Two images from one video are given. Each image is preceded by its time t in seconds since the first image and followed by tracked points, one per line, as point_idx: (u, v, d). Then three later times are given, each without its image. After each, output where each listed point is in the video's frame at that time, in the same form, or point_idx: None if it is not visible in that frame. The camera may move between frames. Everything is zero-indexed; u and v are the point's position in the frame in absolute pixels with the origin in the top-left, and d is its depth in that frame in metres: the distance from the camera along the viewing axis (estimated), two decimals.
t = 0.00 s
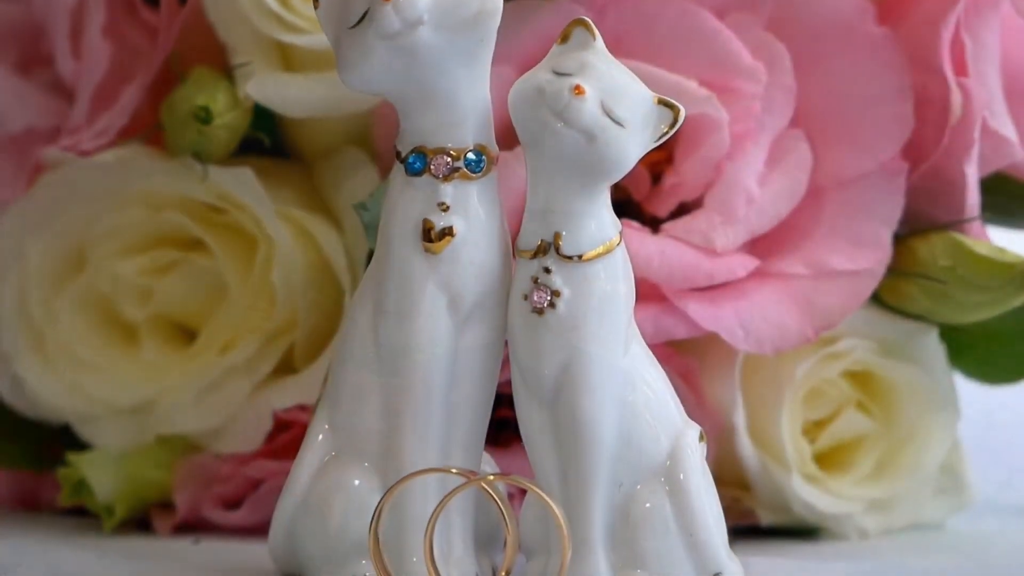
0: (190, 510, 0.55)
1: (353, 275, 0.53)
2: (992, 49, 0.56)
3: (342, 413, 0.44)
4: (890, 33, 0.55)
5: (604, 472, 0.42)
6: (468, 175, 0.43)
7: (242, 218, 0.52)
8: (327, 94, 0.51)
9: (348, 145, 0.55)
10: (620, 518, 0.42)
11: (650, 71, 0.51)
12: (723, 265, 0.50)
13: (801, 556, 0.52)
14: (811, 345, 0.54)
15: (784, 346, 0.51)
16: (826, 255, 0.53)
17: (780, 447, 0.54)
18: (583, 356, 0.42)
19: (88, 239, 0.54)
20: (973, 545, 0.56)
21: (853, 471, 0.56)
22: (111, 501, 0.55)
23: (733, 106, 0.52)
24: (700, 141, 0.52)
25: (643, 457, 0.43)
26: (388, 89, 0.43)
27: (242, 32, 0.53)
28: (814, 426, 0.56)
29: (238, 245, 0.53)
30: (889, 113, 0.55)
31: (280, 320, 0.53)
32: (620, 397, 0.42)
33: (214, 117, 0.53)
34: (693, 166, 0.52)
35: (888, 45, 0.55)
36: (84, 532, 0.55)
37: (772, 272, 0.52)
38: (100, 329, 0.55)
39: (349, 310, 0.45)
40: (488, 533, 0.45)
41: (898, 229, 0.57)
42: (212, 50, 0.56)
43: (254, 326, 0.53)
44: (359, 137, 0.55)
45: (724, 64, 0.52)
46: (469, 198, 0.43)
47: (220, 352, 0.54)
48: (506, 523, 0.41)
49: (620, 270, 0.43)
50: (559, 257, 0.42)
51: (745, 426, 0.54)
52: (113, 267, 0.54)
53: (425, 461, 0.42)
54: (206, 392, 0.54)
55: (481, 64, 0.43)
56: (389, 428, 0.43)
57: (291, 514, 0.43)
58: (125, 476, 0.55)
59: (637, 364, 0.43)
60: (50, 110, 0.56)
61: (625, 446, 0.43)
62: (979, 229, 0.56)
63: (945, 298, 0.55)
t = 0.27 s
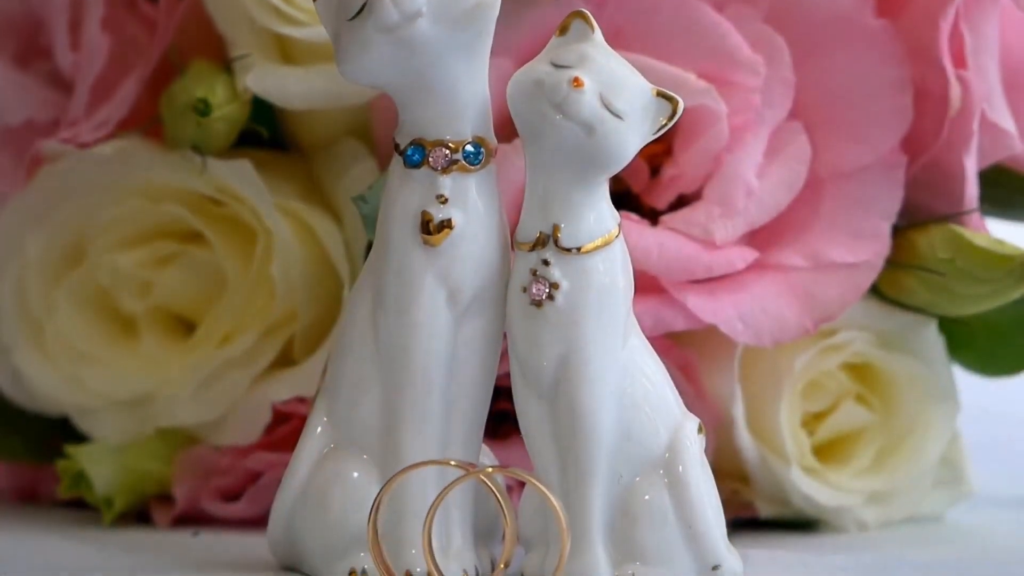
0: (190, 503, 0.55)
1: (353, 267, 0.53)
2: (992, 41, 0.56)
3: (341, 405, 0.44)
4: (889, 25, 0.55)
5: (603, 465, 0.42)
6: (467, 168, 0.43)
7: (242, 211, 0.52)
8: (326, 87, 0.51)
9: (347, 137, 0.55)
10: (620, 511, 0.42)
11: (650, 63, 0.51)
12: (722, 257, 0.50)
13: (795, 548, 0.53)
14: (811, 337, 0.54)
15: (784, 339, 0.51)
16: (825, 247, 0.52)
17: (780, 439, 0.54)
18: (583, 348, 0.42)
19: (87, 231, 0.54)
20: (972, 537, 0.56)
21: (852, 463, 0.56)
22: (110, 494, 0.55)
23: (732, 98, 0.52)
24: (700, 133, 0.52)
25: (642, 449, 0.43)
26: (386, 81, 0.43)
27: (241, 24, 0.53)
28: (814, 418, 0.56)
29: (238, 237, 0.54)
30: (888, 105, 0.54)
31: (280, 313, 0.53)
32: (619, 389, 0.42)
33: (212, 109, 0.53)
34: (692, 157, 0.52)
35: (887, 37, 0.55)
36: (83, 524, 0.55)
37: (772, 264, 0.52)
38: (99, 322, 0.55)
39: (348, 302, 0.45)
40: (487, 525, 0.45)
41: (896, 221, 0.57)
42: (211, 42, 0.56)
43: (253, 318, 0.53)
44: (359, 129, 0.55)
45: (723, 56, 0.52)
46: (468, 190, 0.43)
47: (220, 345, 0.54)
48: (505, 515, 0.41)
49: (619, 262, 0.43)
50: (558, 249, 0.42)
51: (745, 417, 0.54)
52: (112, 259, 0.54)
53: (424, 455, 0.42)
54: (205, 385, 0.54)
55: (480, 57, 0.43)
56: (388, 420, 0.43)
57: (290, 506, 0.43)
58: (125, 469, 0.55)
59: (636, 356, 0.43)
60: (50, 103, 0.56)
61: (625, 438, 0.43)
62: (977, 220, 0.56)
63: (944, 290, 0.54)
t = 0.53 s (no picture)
0: (190, 495, 0.55)
1: (354, 260, 0.53)
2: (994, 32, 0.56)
3: (342, 397, 0.44)
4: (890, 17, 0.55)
5: (604, 456, 0.42)
6: (468, 160, 0.43)
7: (243, 203, 0.52)
8: (327, 80, 0.51)
9: (348, 129, 0.55)
10: (620, 503, 0.42)
11: (651, 55, 0.51)
12: (723, 249, 0.50)
13: (795, 539, 0.53)
14: (812, 329, 0.54)
15: (784, 331, 0.51)
16: (826, 239, 0.52)
17: (780, 431, 0.54)
18: (583, 340, 0.42)
19: (87, 223, 0.54)
20: (972, 529, 0.56)
21: (853, 454, 0.56)
22: (111, 486, 0.55)
23: (733, 90, 0.52)
24: (700, 125, 0.52)
25: (643, 441, 0.43)
26: (386, 73, 0.43)
27: (241, 16, 0.52)
28: (815, 410, 0.56)
29: (239, 228, 0.54)
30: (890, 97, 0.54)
31: (281, 305, 0.53)
32: (620, 380, 0.43)
33: (213, 101, 0.53)
34: (693, 149, 0.52)
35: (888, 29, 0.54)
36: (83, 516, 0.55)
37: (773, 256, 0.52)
38: (100, 314, 0.55)
39: (349, 294, 0.45)
40: (488, 518, 0.45)
41: (897, 213, 0.57)
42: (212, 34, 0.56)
43: (254, 311, 0.53)
44: (359, 122, 0.55)
45: (724, 48, 0.52)
46: (469, 182, 0.43)
47: (220, 337, 0.54)
48: (506, 507, 0.41)
49: (620, 254, 0.43)
50: (559, 241, 0.42)
51: (745, 408, 0.54)
52: (112, 251, 0.54)
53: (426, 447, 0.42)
54: (206, 376, 0.54)
55: (481, 49, 0.43)
56: (388, 412, 0.43)
57: (291, 498, 0.43)
58: (126, 461, 0.55)
59: (637, 348, 0.43)
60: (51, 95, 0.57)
61: (625, 431, 0.43)
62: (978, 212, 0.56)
63: (944, 282, 0.55)
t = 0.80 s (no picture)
0: (190, 487, 0.55)
1: (354, 252, 0.53)
2: (995, 23, 0.56)
3: (342, 388, 0.44)
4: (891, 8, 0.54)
5: (603, 448, 0.42)
6: (468, 151, 0.43)
7: (243, 194, 0.52)
8: (327, 72, 0.51)
9: (348, 121, 0.55)
10: (621, 495, 0.42)
11: (651, 46, 0.51)
12: (724, 240, 0.50)
13: (795, 531, 0.53)
14: (812, 320, 0.54)
15: (784, 322, 0.51)
16: (826, 230, 0.52)
17: (780, 423, 0.54)
18: (584, 331, 0.42)
19: (87, 215, 0.54)
20: (973, 521, 0.56)
21: (853, 446, 0.56)
22: (111, 478, 0.55)
23: (733, 82, 0.52)
24: (700, 116, 0.52)
25: (643, 434, 0.43)
26: (385, 64, 0.43)
27: (240, 8, 0.52)
28: (815, 402, 0.56)
29: (239, 220, 0.54)
30: (890, 88, 0.54)
31: (281, 296, 0.53)
32: (620, 372, 0.43)
33: (213, 93, 0.53)
34: (693, 140, 0.52)
35: (890, 20, 0.54)
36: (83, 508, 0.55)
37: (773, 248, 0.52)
38: (99, 305, 0.55)
39: (349, 285, 0.45)
40: (488, 510, 0.46)
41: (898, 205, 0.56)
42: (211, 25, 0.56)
43: (254, 302, 0.53)
44: (359, 113, 0.55)
45: (724, 39, 0.52)
46: (469, 173, 0.43)
47: (219, 328, 0.54)
48: (506, 499, 0.41)
49: (621, 245, 0.43)
50: (560, 233, 0.42)
51: (745, 400, 0.54)
52: (112, 242, 0.54)
53: (426, 439, 0.42)
54: (205, 368, 0.54)
55: (480, 40, 0.43)
56: (388, 404, 0.43)
57: (291, 489, 0.44)
58: (125, 453, 0.55)
59: (637, 339, 0.43)
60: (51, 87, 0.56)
61: (625, 423, 0.43)
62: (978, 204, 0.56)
63: (944, 273, 0.55)
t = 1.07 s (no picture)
0: (190, 478, 0.56)
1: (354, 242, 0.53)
2: (996, 13, 0.56)
3: (342, 379, 0.44)
4: None
5: (604, 439, 0.42)
6: (468, 142, 0.43)
7: (243, 185, 0.52)
8: (328, 64, 0.51)
9: (348, 112, 0.55)
10: (621, 485, 0.42)
11: (651, 36, 0.51)
12: (724, 231, 0.50)
13: (795, 522, 0.53)
14: (812, 311, 0.54)
15: (784, 313, 0.51)
16: (826, 221, 0.52)
17: (780, 414, 0.54)
18: (584, 322, 0.42)
19: (87, 205, 0.54)
20: (973, 512, 0.56)
21: (853, 437, 0.56)
22: (111, 469, 0.55)
23: (733, 72, 0.52)
24: (700, 107, 0.52)
25: (643, 425, 0.43)
26: (385, 55, 0.42)
27: None
28: (815, 393, 0.56)
29: (239, 211, 0.54)
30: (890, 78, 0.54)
31: (281, 287, 0.53)
32: (620, 363, 0.43)
33: (213, 84, 0.53)
34: (694, 131, 0.52)
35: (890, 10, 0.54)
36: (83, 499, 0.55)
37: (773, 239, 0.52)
38: (99, 297, 0.55)
39: (349, 276, 0.45)
40: (488, 501, 0.46)
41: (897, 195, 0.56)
42: (210, 15, 0.56)
43: (254, 293, 0.53)
44: (360, 104, 0.55)
45: (724, 29, 0.52)
46: (469, 164, 0.43)
47: (219, 320, 0.54)
48: (507, 490, 0.41)
49: (621, 236, 0.43)
50: (560, 223, 0.42)
51: (745, 390, 0.54)
52: (111, 234, 0.54)
53: (426, 429, 0.42)
54: (205, 359, 0.54)
55: (480, 31, 0.43)
56: (389, 395, 0.43)
57: (291, 480, 0.44)
58: (125, 444, 0.55)
59: (637, 330, 0.43)
60: (51, 78, 0.57)
61: (626, 414, 0.43)
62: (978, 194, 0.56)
63: (944, 263, 0.55)
